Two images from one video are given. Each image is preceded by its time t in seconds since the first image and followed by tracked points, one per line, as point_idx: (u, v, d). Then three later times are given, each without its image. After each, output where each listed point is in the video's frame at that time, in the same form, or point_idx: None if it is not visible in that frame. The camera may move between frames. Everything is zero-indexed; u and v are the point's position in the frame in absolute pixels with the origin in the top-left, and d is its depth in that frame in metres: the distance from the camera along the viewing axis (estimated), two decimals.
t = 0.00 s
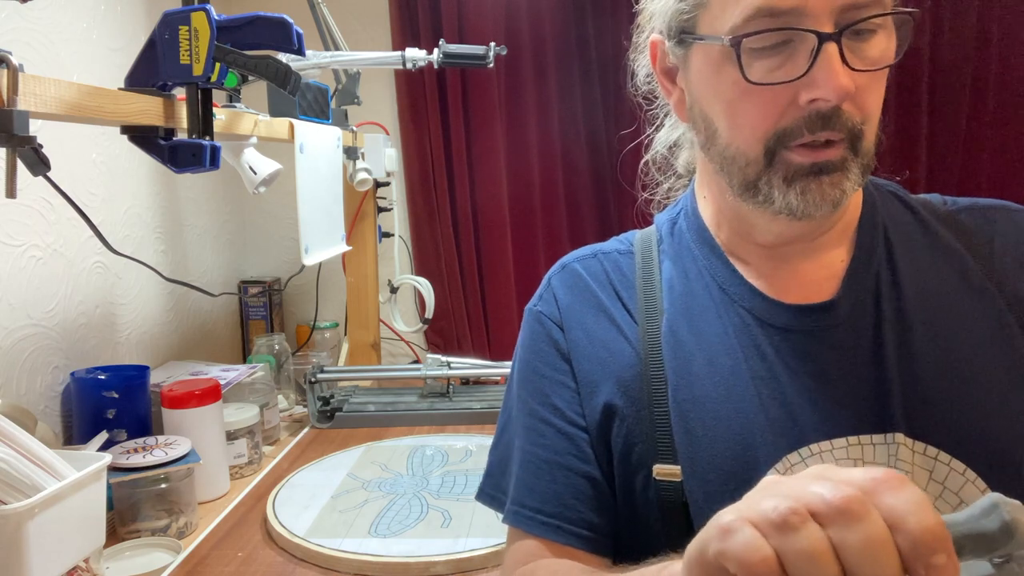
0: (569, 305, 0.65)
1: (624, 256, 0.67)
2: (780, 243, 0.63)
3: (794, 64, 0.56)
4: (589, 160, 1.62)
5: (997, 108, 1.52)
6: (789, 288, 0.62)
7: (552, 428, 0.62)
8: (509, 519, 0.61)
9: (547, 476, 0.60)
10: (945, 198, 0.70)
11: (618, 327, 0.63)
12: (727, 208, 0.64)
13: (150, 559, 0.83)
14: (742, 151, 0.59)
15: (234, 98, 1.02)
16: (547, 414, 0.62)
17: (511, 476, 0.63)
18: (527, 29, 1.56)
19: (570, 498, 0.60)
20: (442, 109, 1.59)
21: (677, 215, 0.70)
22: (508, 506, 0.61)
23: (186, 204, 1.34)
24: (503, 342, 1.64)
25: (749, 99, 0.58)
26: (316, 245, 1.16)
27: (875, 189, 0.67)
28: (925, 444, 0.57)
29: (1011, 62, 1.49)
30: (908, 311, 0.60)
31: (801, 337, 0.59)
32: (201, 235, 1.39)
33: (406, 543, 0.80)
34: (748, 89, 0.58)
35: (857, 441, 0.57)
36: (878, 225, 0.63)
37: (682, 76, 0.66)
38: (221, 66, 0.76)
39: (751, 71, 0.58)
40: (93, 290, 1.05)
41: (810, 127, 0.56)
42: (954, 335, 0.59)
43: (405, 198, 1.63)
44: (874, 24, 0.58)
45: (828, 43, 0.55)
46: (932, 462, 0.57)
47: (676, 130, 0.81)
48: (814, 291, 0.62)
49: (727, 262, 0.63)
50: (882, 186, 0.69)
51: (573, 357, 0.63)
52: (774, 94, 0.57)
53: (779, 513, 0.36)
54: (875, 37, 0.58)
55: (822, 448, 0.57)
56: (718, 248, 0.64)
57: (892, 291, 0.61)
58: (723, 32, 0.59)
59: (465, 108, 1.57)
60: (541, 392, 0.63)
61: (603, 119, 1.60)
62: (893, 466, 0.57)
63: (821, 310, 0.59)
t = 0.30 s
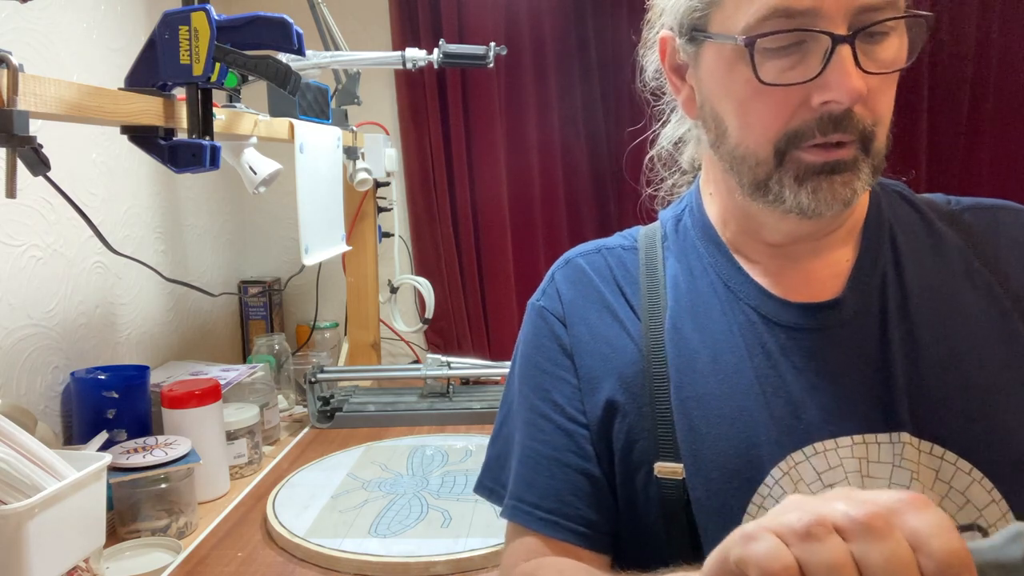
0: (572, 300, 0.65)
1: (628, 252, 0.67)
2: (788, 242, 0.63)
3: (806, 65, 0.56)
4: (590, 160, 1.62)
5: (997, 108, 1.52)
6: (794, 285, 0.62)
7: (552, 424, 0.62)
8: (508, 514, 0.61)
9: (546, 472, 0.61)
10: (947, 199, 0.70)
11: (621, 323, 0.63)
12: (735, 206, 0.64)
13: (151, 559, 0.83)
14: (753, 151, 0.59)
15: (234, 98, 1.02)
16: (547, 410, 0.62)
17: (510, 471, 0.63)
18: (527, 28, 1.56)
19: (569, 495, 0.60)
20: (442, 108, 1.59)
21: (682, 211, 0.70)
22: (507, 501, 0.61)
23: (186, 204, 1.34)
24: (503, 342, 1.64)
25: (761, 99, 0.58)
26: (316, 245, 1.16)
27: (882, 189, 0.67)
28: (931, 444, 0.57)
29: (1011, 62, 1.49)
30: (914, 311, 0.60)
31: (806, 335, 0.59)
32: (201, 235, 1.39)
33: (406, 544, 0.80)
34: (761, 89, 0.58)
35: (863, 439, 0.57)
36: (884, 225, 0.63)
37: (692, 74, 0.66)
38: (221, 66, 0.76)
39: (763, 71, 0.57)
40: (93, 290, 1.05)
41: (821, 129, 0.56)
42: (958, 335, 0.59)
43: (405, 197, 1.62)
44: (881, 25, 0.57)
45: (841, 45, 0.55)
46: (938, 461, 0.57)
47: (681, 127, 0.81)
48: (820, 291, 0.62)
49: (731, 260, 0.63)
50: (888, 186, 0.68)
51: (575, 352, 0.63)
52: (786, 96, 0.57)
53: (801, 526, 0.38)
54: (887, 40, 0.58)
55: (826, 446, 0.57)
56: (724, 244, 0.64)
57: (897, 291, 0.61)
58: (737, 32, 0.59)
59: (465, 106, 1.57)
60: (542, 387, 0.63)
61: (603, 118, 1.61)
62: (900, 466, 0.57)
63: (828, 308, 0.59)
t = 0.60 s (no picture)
0: (576, 299, 0.65)
1: (633, 251, 0.67)
2: (794, 243, 0.63)
3: (817, 71, 0.56)
4: (590, 160, 1.62)
5: (997, 109, 1.52)
6: (799, 286, 0.62)
7: (552, 422, 0.62)
8: (507, 512, 0.61)
9: (546, 470, 0.61)
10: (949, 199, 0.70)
11: (625, 322, 0.63)
12: (741, 207, 0.64)
13: (150, 559, 0.83)
14: (762, 154, 0.59)
15: (234, 98, 1.02)
16: (549, 408, 0.62)
17: (511, 469, 0.63)
18: (527, 27, 1.56)
19: (568, 493, 0.60)
20: (442, 108, 1.59)
21: (687, 210, 0.70)
22: (507, 499, 0.61)
23: (186, 204, 1.34)
24: (502, 342, 1.64)
25: (771, 104, 0.57)
26: (316, 245, 1.16)
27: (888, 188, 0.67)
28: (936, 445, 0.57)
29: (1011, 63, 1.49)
30: (920, 313, 0.60)
31: (812, 335, 0.59)
32: (201, 235, 1.39)
33: (406, 544, 0.80)
34: (771, 93, 0.57)
35: (867, 441, 0.57)
36: (891, 227, 0.63)
37: (700, 73, 0.65)
38: (221, 67, 0.76)
39: (775, 75, 0.57)
40: (93, 290, 1.05)
41: (830, 134, 0.56)
42: (961, 336, 0.59)
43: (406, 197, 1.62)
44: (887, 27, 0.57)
45: (853, 52, 0.55)
46: (943, 463, 0.57)
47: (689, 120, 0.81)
48: (826, 291, 0.62)
49: (736, 260, 0.63)
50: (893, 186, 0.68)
51: (578, 351, 0.63)
52: (797, 101, 0.57)
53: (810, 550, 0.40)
54: (901, 45, 0.58)
55: (829, 447, 0.57)
56: (728, 244, 0.64)
57: (902, 291, 0.61)
58: (748, 35, 0.58)
59: (466, 106, 1.57)
60: (544, 385, 0.63)
61: (603, 118, 1.61)
62: (903, 468, 0.57)
63: (834, 308, 0.59)
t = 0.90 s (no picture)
0: (580, 297, 0.65)
1: (638, 250, 0.67)
2: (799, 243, 0.63)
3: (823, 75, 0.56)
4: (590, 160, 1.62)
5: (997, 109, 1.52)
6: (804, 286, 0.62)
7: (554, 420, 0.62)
8: (508, 508, 0.61)
9: (547, 467, 0.60)
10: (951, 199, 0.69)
11: (629, 321, 0.63)
12: (746, 208, 0.64)
13: (150, 558, 0.83)
14: (768, 157, 0.58)
15: (234, 98, 1.02)
16: (551, 406, 0.62)
17: (512, 466, 0.63)
18: (527, 27, 1.56)
19: (570, 491, 0.60)
20: (442, 108, 1.59)
21: (691, 210, 0.70)
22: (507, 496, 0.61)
23: (186, 204, 1.34)
24: (502, 342, 1.64)
25: (777, 108, 0.57)
26: (316, 245, 1.16)
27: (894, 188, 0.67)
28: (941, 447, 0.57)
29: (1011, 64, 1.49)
30: (925, 314, 0.60)
31: (817, 335, 0.59)
32: (201, 235, 1.39)
33: (406, 544, 0.80)
34: (776, 97, 0.57)
35: (871, 441, 0.57)
36: (896, 229, 0.63)
37: (705, 74, 0.65)
38: (221, 66, 0.76)
39: (780, 79, 0.57)
40: (93, 290, 1.05)
41: (836, 138, 0.56)
42: (965, 337, 0.59)
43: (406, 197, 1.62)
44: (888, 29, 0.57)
45: (859, 57, 0.55)
46: (947, 465, 0.57)
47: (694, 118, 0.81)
48: (830, 291, 0.62)
49: (741, 260, 0.63)
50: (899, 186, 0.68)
51: (581, 349, 0.63)
52: (802, 106, 0.57)
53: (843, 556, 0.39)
54: (907, 48, 0.58)
55: (833, 447, 0.57)
56: (733, 244, 0.64)
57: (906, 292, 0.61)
58: (753, 40, 0.58)
59: (466, 106, 1.57)
60: (547, 383, 0.63)
61: (602, 118, 1.61)
62: (908, 469, 0.57)
63: (838, 308, 0.59)
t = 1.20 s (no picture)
0: (579, 294, 0.64)
1: (637, 249, 0.67)
2: (797, 244, 0.63)
3: (817, 83, 0.56)
4: (589, 159, 1.62)
5: (997, 110, 1.52)
6: (802, 286, 0.62)
7: (553, 415, 0.61)
8: (506, 503, 0.60)
9: (546, 462, 0.60)
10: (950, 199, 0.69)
11: (628, 319, 0.63)
12: (744, 210, 0.64)
13: (150, 559, 0.83)
14: (764, 162, 0.59)
15: (234, 98, 1.02)
16: (550, 401, 0.62)
17: (510, 462, 0.63)
18: (527, 26, 1.56)
19: (570, 486, 0.60)
20: (442, 107, 1.58)
21: (690, 209, 0.70)
22: (505, 491, 0.61)
23: (186, 203, 1.34)
24: (502, 342, 1.64)
25: (772, 115, 0.57)
26: (316, 245, 1.16)
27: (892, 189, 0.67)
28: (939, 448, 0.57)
29: (1010, 64, 1.50)
30: (922, 315, 0.60)
31: (815, 335, 0.59)
32: (201, 235, 1.39)
33: (406, 543, 0.80)
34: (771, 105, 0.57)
35: (868, 442, 0.57)
36: (894, 229, 0.63)
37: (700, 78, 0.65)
38: (221, 66, 0.76)
39: (774, 88, 0.57)
40: (93, 290, 1.05)
41: (831, 145, 0.56)
42: (964, 338, 0.59)
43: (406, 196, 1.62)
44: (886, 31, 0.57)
45: (853, 63, 0.55)
46: (945, 465, 0.57)
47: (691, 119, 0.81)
48: (828, 291, 0.62)
49: (739, 260, 0.63)
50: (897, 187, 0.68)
51: (581, 346, 0.63)
52: (797, 113, 0.57)
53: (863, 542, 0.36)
54: (902, 53, 0.57)
55: (831, 447, 0.57)
56: (731, 244, 0.64)
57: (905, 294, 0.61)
58: (747, 49, 0.58)
59: (466, 105, 1.57)
60: (546, 378, 0.63)
61: (602, 117, 1.61)
62: (905, 469, 0.57)
63: (837, 308, 0.59)
